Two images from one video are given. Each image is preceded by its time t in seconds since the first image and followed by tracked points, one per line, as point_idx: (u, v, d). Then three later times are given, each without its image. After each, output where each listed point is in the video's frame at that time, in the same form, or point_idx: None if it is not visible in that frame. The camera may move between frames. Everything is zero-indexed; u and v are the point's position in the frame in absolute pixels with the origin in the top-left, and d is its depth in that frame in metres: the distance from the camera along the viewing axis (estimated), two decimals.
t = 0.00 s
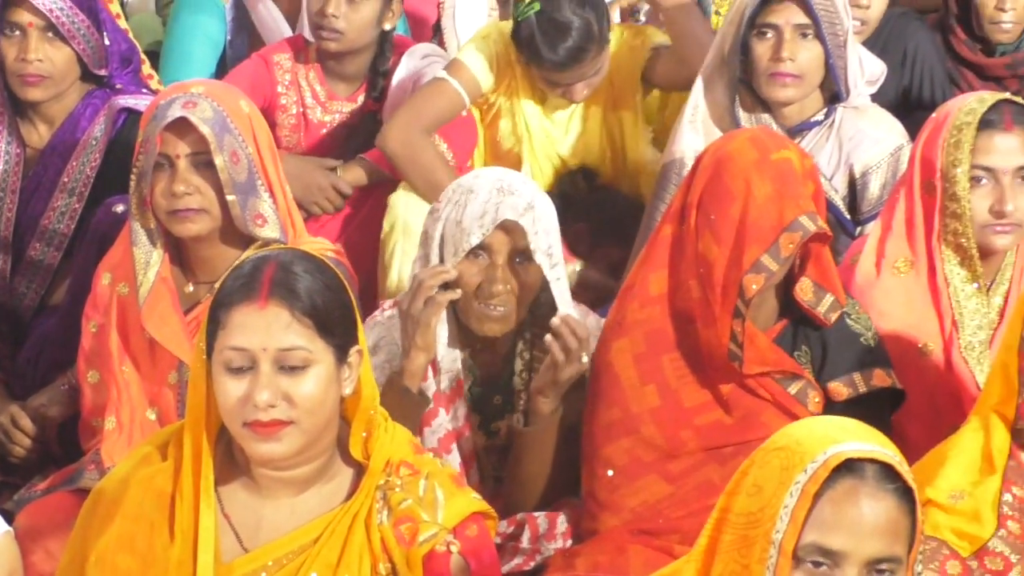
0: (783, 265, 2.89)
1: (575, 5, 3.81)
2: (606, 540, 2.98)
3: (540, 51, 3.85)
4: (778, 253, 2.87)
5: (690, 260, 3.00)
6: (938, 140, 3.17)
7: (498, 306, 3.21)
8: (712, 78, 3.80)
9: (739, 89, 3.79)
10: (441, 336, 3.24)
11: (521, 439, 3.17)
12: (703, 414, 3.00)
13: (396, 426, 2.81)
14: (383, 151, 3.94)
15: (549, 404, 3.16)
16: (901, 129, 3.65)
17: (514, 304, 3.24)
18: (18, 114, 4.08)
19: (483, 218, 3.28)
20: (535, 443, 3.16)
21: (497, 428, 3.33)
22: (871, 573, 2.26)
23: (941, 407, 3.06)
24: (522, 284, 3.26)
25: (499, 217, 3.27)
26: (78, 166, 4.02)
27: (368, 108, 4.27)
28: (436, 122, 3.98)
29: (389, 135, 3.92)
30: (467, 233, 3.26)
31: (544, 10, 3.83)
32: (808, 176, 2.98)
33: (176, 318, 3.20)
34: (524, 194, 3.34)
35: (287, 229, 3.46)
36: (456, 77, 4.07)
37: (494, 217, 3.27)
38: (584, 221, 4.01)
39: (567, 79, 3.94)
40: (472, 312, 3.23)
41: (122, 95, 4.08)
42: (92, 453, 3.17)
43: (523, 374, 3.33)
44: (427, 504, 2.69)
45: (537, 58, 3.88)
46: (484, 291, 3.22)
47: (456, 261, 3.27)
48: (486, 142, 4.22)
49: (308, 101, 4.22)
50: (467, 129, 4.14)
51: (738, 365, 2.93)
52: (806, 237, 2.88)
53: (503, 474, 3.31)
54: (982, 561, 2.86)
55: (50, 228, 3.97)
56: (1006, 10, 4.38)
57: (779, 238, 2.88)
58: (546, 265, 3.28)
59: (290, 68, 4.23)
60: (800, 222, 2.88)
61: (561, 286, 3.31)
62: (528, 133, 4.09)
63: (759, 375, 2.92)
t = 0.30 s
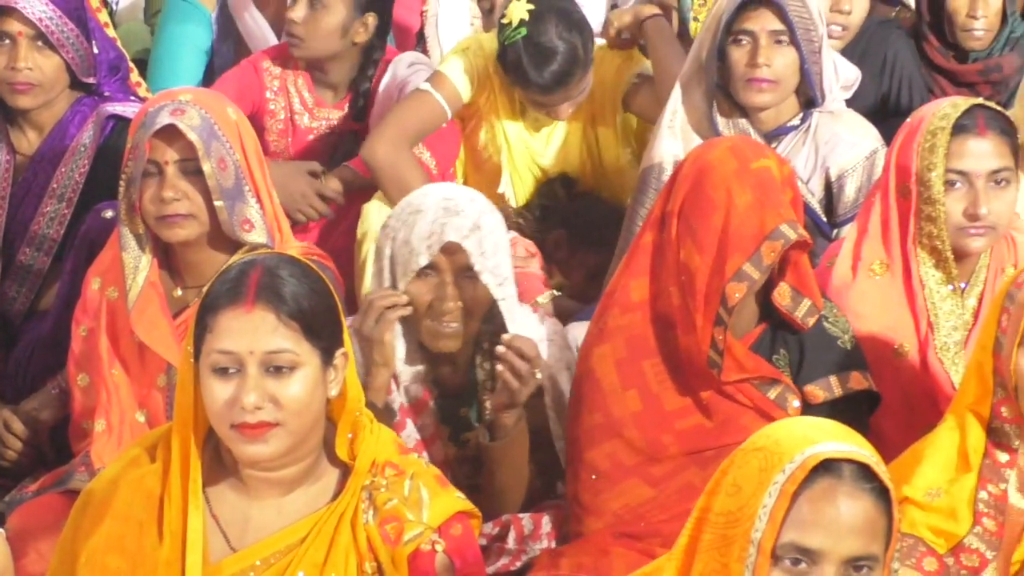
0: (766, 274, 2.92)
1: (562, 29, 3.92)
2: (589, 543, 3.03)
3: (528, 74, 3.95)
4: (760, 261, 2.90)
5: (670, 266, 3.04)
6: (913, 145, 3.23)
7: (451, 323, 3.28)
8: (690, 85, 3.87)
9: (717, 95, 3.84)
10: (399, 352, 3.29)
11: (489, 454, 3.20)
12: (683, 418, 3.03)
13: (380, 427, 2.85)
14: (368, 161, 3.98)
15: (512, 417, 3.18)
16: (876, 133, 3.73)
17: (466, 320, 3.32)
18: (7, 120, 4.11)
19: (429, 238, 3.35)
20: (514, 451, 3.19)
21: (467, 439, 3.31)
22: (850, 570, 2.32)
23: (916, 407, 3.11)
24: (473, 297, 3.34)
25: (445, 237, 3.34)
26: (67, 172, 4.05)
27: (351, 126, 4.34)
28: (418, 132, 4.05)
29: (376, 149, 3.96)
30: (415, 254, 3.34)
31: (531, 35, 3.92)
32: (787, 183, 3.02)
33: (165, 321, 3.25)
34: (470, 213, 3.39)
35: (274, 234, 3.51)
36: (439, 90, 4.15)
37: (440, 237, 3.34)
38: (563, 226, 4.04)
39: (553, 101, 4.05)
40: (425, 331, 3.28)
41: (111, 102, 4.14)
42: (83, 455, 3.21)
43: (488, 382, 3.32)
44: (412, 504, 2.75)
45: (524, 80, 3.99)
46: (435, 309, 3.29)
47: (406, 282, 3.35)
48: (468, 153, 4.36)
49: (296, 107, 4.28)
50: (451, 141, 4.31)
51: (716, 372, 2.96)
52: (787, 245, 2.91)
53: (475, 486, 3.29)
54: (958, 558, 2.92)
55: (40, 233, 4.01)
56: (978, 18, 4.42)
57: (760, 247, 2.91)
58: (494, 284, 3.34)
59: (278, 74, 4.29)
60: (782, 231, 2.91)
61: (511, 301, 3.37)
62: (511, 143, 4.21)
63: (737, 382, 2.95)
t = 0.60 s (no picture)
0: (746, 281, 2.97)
1: (549, 39, 3.98)
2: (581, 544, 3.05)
3: (514, 83, 4.02)
4: (740, 271, 2.95)
5: (654, 270, 3.10)
6: (893, 150, 3.28)
7: (395, 323, 3.33)
8: (674, 91, 3.96)
9: (699, 100, 3.89)
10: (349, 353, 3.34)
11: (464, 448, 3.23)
12: (667, 421, 3.08)
13: (372, 429, 2.90)
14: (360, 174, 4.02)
15: (483, 411, 3.20)
16: (856, 137, 3.79)
17: (412, 320, 3.37)
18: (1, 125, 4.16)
19: (369, 242, 3.42)
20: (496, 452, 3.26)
21: (433, 436, 3.37)
22: (832, 569, 2.36)
23: (898, 406, 3.17)
24: (418, 298, 3.39)
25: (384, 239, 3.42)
26: (61, 176, 4.10)
27: (337, 137, 4.41)
28: (413, 142, 4.12)
29: (367, 163, 4.00)
30: (356, 258, 3.41)
31: (519, 44, 3.98)
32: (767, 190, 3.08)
33: (158, 324, 3.29)
34: (408, 218, 3.49)
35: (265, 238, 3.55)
36: (429, 102, 4.22)
37: (380, 240, 3.42)
38: (554, 230, 4.15)
39: (537, 109, 4.13)
40: (372, 333, 3.33)
41: (104, 108, 4.18)
42: (78, 456, 3.26)
43: (446, 381, 3.34)
44: (402, 503, 2.79)
45: (510, 89, 4.06)
46: (378, 310, 3.36)
47: (350, 286, 3.42)
48: (453, 161, 4.38)
49: (287, 111, 4.33)
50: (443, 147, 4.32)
51: (696, 377, 3.01)
52: (766, 253, 2.95)
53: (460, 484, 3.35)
54: (938, 555, 2.97)
55: (35, 237, 4.05)
56: (957, 24, 4.49)
57: (741, 255, 2.96)
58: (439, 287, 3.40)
59: (271, 78, 4.35)
60: (761, 239, 2.96)
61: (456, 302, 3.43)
62: (500, 150, 4.28)
63: (716, 386, 3.00)
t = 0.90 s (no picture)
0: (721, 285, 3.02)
1: (530, 45, 4.05)
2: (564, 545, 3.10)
3: (495, 87, 4.09)
4: (715, 272, 3.00)
5: (631, 273, 3.15)
6: (870, 154, 3.35)
7: (386, 317, 3.38)
8: (655, 95, 4.04)
9: (680, 104, 3.95)
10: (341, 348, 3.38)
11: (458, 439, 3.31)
12: (647, 424, 3.13)
13: (358, 429, 2.95)
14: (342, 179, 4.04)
15: (476, 398, 3.29)
16: (833, 141, 3.85)
17: (400, 314, 3.42)
18: None
19: (361, 237, 3.44)
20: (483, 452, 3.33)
21: (422, 431, 3.43)
22: (811, 566, 2.41)
23: (875, 407, 3.23)
24: (407, 293, 3.44)
25: (376, 233, 3.44)
26: (51, 181, 4.13)
27: (324, 142, 4.45)
28: (395, 150, 4.17)
29: (349, 168, 4.02)
30: (349, 252, 3.43)
31: (501, 49, 4.05)
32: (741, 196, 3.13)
33: (147, 327, 3.34)
34: (399, 208, 3.52)
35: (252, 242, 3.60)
36: (411, 112, 4.27)
37: (372, 234, 3.44)
38: (536, 234, 4.19)
39: (515, 114, 4.19)
40: (362, 328, 3.37)
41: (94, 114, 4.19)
42: (68, 457, 3.30)
43: (434, 376, 3.41)
44: (387, 502, 2.83)
45: (491, 93, 4.12)
46: (369, 305, 3.39)
47: (342, 282, 3.43)
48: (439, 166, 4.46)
49: (275, 116, 4.38)
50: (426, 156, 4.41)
51: (674, 380, 3.06)
52: (739, 256, 3.01)
53: (448, 481, 3.43)
54: (914, 552, 3.03)
55: (25, 241, 4.09)
56: (931, 31, 4.54)
57: (715, 258, 3.01)
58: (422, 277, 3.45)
59: (258, 84, 4.40)
60: (734, 242, 3.01)
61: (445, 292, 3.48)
62: (481, 153, 4.34)
63: (692, 390, 3.06)
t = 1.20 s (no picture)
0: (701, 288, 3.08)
1: (502, 34, 4.13)
2: (549, 539, 3.15)
3: (472, 77, 4.14)
4: (695, 276, 3.06)
5: (614, 273, 3.21)
6: (848, 156, 3.42)
7: (399, 309, 3.44)
8: (638, 98, 4.11)
9: (662, 107, 4.02)
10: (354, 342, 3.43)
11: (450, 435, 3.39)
12: (631, 419, 3.19)
13: (347, 429, 2.99)
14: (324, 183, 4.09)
15: (479, 393, 3.40)
16: (813, 144, 3.92)
17: (415, 305, 3.47)
18: None
19: (385, 228, 3.47)
20: (479, 450, 3.41)
21: (425, 427, 3.51)
22: (790, 560, 2.42)
23: (855, 406, 3.29)
24: (424, 286, 3.50)
25: (399, 226, 3.47)
26: (43, 186, 4.18)
27: (310, 145, 4.50)
28: (376, 153, 4.22)
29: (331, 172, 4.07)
30: (370, 242, 3.46)
31: (473, 40, 4.13)
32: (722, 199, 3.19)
33: (139, 327, 3.39)
34: (422, 202, 3.55)
35: (242, 244, 3.65)
36: (389, 115, 4.31)
37: (395, 226, 3.47)
38: (520, 235, 4.38)
39: (493, 104, 4.23)
40: (375, 317, 3.44)
41: (86, 119, 4.24)
42: (61, 458, 3.35)
43: (442, 376, 3.50)
44: (376, 501, 2.88)
45: (468, 84, 4.17)
46: (385, 295, 3.44)
47: (360, 271, 3.46)
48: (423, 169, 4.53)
49: (263, 120, 4.45)
50: (411, 158, 4.49)
51: (658, 377, 3.12)
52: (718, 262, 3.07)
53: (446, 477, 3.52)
54: (894, 547, 3.09)
55: (18, 245, 4.15)
56: (909, 36, 4.60)
57: (695, 263, 3.07)
58: (439, 270, 3.52)
59: (246, 90, 4.47)
60: (714, 247, 3.06)
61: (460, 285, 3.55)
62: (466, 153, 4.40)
63: (676, 386, 3.11)
